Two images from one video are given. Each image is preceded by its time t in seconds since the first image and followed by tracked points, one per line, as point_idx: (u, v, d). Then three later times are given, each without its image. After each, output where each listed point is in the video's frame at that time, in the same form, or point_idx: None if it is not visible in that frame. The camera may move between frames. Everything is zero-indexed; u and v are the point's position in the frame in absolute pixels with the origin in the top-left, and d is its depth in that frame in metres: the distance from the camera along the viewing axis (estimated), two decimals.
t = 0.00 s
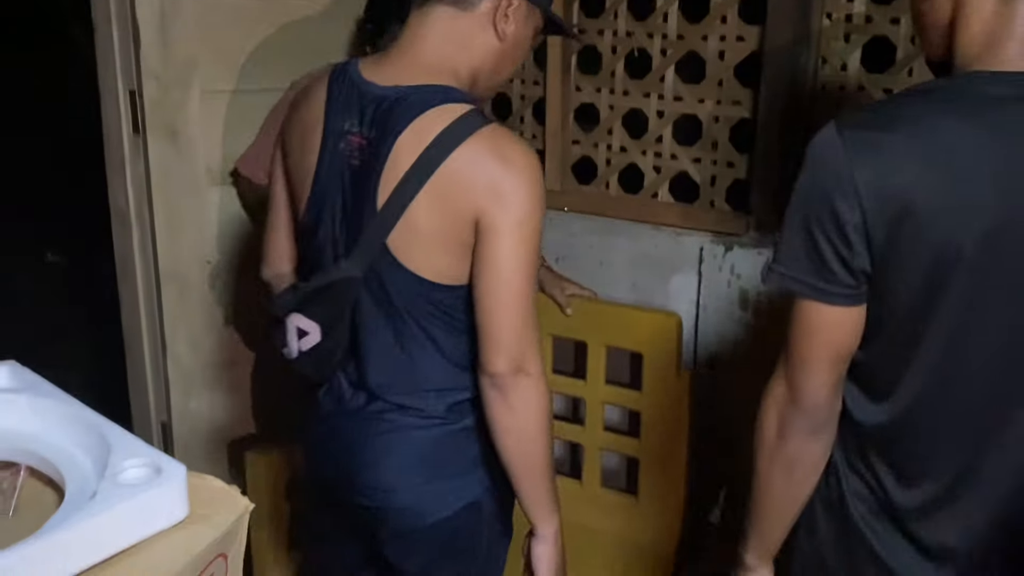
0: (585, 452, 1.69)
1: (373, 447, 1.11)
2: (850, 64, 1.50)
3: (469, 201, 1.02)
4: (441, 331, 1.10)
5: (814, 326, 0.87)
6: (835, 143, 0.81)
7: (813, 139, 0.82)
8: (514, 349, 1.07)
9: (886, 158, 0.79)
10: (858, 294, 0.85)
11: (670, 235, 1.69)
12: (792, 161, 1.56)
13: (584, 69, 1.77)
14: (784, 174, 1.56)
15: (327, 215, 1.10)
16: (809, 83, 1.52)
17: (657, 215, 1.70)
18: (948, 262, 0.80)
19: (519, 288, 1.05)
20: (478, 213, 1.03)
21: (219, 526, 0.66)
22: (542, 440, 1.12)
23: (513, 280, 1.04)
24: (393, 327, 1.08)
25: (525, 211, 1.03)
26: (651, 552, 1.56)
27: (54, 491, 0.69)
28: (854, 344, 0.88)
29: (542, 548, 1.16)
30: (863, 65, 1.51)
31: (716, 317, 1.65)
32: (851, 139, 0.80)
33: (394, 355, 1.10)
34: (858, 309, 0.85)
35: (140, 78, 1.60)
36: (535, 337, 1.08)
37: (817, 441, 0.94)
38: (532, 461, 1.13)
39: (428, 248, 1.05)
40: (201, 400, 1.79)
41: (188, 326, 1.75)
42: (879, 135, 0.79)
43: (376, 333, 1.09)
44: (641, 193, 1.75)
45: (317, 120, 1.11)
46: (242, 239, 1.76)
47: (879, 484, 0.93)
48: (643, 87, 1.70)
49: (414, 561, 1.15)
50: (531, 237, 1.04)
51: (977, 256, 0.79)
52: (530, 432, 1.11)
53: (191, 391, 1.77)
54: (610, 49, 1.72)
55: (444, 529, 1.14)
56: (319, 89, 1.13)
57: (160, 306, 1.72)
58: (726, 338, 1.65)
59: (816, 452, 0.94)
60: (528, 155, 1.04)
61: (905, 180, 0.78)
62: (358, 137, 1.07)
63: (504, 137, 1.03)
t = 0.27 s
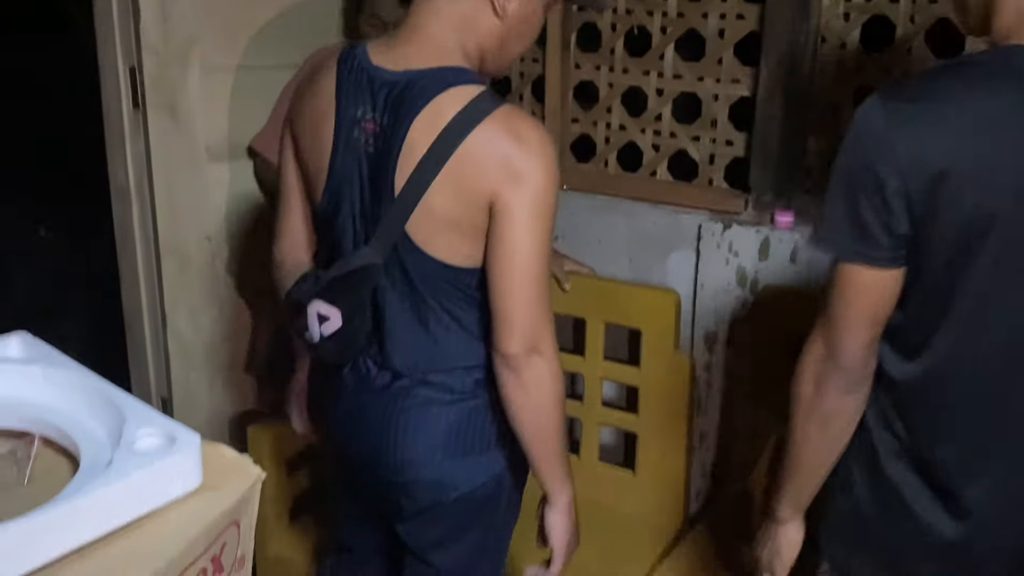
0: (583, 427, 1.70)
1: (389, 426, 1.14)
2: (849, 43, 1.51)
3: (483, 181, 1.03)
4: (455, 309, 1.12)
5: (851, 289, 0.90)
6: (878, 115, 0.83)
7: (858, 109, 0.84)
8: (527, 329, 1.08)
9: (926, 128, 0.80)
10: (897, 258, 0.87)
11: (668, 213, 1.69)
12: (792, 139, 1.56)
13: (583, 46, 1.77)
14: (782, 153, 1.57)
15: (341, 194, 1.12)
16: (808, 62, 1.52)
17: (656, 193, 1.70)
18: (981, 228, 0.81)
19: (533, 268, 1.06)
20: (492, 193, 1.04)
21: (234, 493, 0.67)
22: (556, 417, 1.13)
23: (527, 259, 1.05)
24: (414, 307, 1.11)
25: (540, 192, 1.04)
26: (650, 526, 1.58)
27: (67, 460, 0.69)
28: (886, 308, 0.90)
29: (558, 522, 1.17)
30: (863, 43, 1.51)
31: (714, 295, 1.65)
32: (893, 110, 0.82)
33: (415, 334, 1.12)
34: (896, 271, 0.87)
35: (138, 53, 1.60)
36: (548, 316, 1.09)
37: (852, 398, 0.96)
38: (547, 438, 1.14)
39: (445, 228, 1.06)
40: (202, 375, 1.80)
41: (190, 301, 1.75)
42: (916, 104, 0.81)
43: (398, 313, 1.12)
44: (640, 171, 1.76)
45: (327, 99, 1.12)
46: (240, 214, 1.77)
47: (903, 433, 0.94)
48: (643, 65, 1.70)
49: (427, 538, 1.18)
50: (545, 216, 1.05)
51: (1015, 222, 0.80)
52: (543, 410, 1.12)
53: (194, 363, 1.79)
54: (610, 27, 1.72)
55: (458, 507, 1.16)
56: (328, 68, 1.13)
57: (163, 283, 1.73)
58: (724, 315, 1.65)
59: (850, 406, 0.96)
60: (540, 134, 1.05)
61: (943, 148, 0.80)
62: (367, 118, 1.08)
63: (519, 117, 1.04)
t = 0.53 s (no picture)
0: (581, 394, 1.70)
1: (387, 392, 1.15)
2: (853, 10, 1.49)
3: (461, 149, 1.02)
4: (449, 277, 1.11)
5: (921, 242, 0.93)
6: (948, 70, 0.87)
7: (927, 68, 0.89)
8: (510, 299, 1.06)
9: (1000, 80, 0.84)
10: (964, 206, 0.90)
11: (667, 181, 1.68)
12: (794, 107, 1.55)
13: (582, 10, 1.75)
14: (784, 121, 1.56)
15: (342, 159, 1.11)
16: (811, 28, 1.51)
17: (655, 160, 1.69)
18: None
19: (514, 237, 1.04)
20: (469, 162, 1.02)
21: (244, 454, 0.67)
22: (549, 385, 1.12)
23: (506, 229, 1.03)
24: (406, 275, 1.12)
25: (519, 160, 1.02)
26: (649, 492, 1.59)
27: (76, 422, 0.69)
28: (954, 261, 0.93)
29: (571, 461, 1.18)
30: (866, 11, 1.50)
31: (712, 263, 1.65)
32: (964, 65, 0.86)
33: (409, 300, 1.13)
34: (965, 221, 0.91)
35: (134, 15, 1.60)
36: (533, 286, 1.07)
37: (920, 347, 0.99)
38: (542, 403, 1.13)
39: (433, 195, 1.06)
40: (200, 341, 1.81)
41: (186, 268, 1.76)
42: (988, 59, 0.85)
43: (392, 280, 1.13)
44: (640, 138, 1.75)
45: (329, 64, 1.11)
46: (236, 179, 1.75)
47: (963, 379, 0.98)
48: (643, 30, 1.69)
49: (423, 504, 1.19)
50: (525, 185, 1.03)
51: None
52: (533, 378, 1.11)
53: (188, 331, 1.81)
54: None
55: (454, 476, 1.16)
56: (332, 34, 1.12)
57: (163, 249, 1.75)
58: (723, 283, 1.65)
59: (919, 357, 0.99)
60: (523, 99, 1.02)
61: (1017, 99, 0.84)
62: (367, 83, 1.07)
63: (499, 81, 1.02)
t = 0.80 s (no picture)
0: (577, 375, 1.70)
1: (375, 368, 1.15)
2: None
3: (424, 128, 0.99)
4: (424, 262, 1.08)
5: (948, 212, 0.95)
6: (979, 43, 0.89)
7: (958, 40, 0.91)
8: (465, 291, 1.02)
9: None
10: (982, 175, 0.92)
11: (664, 161, 1.67)
12: (792, 87, 1.54)
13: None
14: (782, 101, 1.55)
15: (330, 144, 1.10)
16: (810, 7, 1.50)
17: (653, 140, 1.68)
18: None
19: (471, 226, 1.00)
20: (432, 143, 0.99)
21: (246, 433, 0.66)
22: (504, 390, 1.06)
23: (463, 216, 0.99)
24: (388, 256, 1.10)
25: (480, 146, 0.98)
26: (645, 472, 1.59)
27: (75, 399, 0.68)
28: (978, 231, 0.95)
29: (520, 494, 1.11)
30: None
31: (708, 244, 1.64)
32: (994, 38, 0.89)
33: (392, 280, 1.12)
34: (986, 189, 0.93)
35: None
36: (491, 281, 1.02)
37: (944, 317, 0.99)
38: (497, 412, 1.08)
39: (401, 174, 1.04)
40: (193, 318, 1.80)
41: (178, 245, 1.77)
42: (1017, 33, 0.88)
43: (378, 259, 1.11)
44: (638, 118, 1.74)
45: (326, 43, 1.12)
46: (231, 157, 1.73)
47: (993, 356, 0.98)
48: (641, 8, 1.67)
49: (409, 485, 1.19)
50: (487, 174, 0.98)
51: None
52: (489, 381, 1.06)
53: (185, 305, 1.84)
54: None
55: (438, 458, 1.16)
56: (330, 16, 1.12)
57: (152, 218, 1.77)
58: (719, 265, 1.64)
59: (945, 326, 1.00)
60: (494, 84, 0.97)
61: None
62: (359, 61, 1.06)
63: (473, 62, 0.98)
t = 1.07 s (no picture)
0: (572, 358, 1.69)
1: (365, 349, 1.14)
2: None
3: (380, 107, 0.97)
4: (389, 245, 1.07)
5: (963, 203, 0.98)
6: (989, 36, 0.90)
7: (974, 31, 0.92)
8: (409, 277, 1.00)
9: None
10: (995, 169, 0.95)
11: (660, 143, 1.66)
12: (790, 69, 1.53)
13: None
14: (780, 84, 1.54)
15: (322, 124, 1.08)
16: None
17: (648, 123, 1.67)
18: None
19: (416, 212, 0.97)
20: (386, 123, 0.97)
21: (243, 416, 0.65)
22: (446, 387, 1.03)
23: (409, 200, 0.97)
24: (371, 239, 1.09)
25: (429, 130, 0.95)
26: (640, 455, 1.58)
27: (71, 382, 0.67)
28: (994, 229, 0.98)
29: (454, 502, 1.07)
30: None
31: (704, 227, 1.63)
32: (1006, 29, 0.89)
33: (372, 262, 1.10)
34: (1001, 182, 0.95)
35: None
36: (435, 271, 0.99)
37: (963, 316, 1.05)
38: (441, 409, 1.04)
39: (366, 154, 1.02)
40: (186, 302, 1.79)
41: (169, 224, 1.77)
42: None
43: (362, 241, 1.10)
44: (633, 100, 1.73)
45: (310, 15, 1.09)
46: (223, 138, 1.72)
47: None
48: None
49: (396, 468, 1.17)
50: (435, 159, 0.95)
51: None
52: (431, 375, 1.03)
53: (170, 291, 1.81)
54: None
55: (421, 442, 1.15)
56: None
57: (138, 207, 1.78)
58: (714, 248, 1.63)
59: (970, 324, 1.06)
60: (452, 67, 0.94)
61: None
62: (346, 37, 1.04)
63: (436, 43, 0.96)
